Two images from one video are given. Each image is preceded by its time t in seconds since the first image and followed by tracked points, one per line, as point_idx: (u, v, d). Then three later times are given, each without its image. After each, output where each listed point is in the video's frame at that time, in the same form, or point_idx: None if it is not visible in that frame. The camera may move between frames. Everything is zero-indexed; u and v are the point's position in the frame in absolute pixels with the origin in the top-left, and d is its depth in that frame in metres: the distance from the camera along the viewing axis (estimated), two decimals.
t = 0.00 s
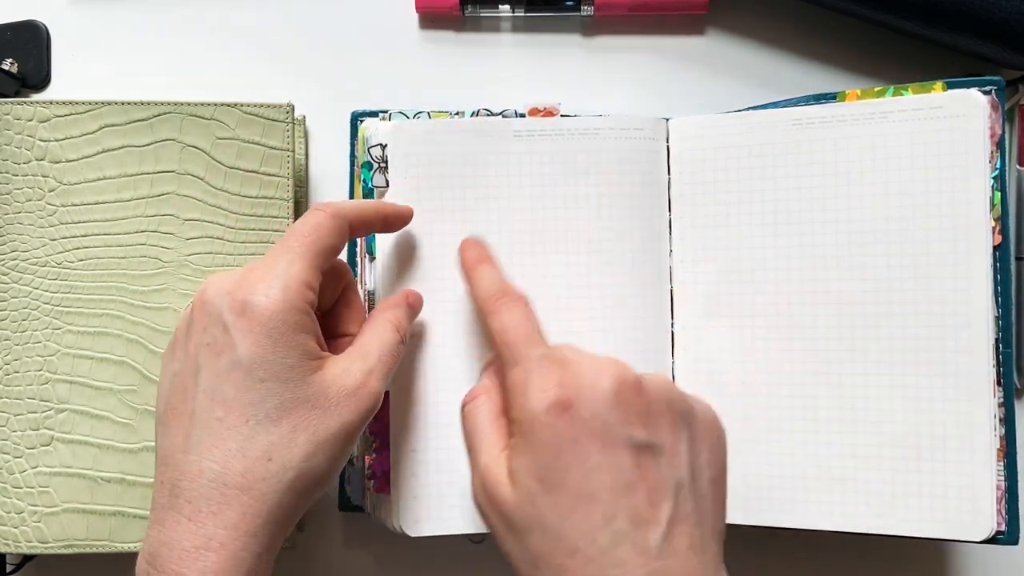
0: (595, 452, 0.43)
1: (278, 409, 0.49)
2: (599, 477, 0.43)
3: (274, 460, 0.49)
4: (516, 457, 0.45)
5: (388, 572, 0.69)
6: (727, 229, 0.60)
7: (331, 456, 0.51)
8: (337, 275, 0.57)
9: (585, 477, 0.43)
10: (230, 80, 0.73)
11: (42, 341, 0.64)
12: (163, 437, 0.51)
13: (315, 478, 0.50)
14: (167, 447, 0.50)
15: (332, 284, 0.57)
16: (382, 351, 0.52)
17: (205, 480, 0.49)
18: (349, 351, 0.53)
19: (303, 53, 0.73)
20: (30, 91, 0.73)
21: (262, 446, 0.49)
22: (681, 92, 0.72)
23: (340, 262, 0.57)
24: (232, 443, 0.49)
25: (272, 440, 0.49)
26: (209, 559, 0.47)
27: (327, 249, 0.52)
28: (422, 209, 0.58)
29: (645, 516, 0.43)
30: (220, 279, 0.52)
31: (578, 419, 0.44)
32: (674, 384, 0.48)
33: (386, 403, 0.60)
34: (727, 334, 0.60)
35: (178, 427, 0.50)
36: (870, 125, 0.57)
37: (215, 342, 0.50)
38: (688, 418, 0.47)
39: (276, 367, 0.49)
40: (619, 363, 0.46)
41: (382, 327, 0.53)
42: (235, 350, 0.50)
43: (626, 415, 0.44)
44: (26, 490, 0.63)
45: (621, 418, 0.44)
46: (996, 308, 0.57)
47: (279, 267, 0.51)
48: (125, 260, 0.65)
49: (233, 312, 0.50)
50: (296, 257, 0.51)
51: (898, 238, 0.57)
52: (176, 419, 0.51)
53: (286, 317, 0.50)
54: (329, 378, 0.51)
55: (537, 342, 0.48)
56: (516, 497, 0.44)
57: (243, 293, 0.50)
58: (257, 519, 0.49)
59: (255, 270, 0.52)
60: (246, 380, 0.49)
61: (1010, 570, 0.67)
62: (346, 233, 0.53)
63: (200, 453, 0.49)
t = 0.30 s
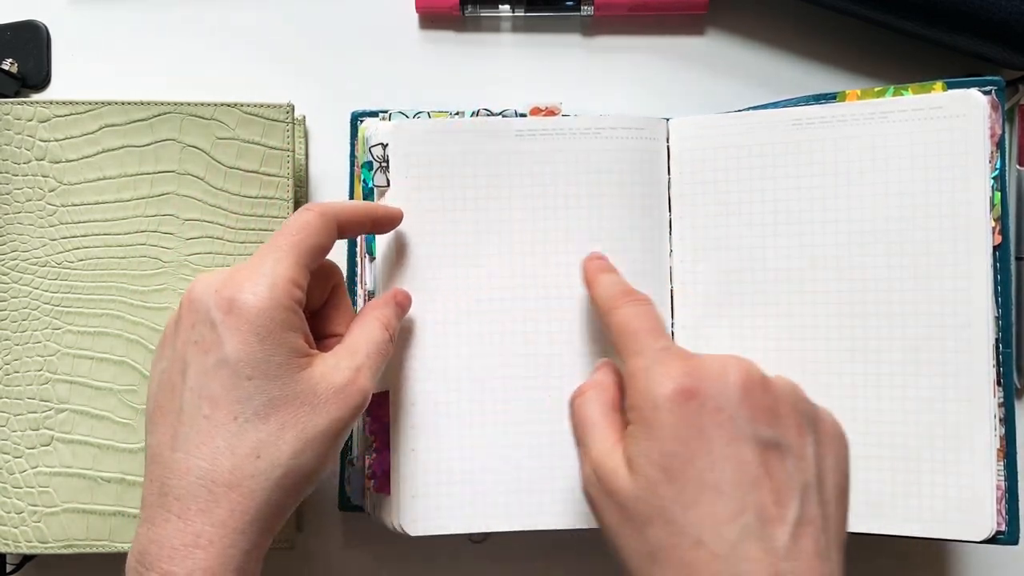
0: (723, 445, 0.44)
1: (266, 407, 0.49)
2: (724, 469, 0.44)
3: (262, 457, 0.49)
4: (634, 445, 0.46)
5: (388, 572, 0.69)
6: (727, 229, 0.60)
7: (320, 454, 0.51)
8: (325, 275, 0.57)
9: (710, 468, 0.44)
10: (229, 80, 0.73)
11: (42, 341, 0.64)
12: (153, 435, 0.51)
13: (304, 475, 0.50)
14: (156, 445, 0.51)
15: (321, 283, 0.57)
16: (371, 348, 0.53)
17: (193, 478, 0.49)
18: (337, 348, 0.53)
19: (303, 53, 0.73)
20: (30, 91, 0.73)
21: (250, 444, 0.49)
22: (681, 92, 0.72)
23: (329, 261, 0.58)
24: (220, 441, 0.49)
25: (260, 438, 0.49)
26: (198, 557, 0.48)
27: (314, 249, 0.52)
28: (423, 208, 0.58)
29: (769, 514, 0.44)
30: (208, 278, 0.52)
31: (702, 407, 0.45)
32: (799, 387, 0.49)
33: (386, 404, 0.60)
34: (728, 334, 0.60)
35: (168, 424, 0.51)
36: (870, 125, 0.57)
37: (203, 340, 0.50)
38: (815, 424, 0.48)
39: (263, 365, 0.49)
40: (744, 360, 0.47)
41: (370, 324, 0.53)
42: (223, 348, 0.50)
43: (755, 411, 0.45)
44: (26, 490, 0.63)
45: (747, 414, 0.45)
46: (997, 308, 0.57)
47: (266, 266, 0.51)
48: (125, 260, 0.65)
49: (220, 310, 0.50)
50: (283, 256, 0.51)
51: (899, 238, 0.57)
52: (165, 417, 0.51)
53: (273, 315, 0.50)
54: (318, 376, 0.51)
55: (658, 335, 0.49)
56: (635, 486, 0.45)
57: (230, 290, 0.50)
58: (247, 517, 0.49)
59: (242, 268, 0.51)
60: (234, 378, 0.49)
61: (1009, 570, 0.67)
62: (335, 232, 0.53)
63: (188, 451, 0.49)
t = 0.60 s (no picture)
0: (605, 539, 0.41)
1: (271, 403, 0.49)
2: (611, 566, 0.40)
3: (266, 452, 0.49)
4: (528, 558, 0.42)
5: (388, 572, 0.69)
6: (727, 230, 0.60)
7: (324, 449, 0.51)
8: (329, 276, 0.57)
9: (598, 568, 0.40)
10: (229, 80, 0.73)
11: (42, 341, 0.64)
12: (156, 430, 0.51)
13: (308, 470, 0.50)
14: (160, 440, 0.51)
15: (325, 284, 0.57)
16: (376, 347, 0.52)
17: (197, 472, 0.49)
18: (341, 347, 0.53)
19: (303, 53, 0.73)
20: (31, 91, 0.73)
21: (255, 439, 0.49)
22: (681, 92, 0.72)
23: (334, 264, 0.58)
24: (225, 436, 0.49)
25: (265, 434, 0.49)
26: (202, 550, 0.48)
27: (321, 249, 0.52)
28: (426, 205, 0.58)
29: None
30: (214, 274, 0.52)
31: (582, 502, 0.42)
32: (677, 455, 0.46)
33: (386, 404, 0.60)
34: (726, 335, 0.60)
35: (172, 420, 0.51)
36: (870, 125, 0.57)
37: (208, 336, 0.50)
38: (698, 490, 0.45)
39: (268, 361, 0.49)
40: (614, 443, 0.45)
41: (376, 324, 0.53)
42: (228, 344, 0.50)
43: (630, 492, 0.42)
44: (26, 490, 0.63)
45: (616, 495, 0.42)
46: (996, 308, 0.57)
47: (272, 264, 0.51)
48: (125, 260, 0.65)
49: (225, 306, 0.50)
50: (289, 254, 0.51)
51: (898, 238, 0.57)
52: (169, 412, 0.51)
53: (279, 312, 0.50)
54: (322, 373, 0.51)
55: (528, 435, 0.47)
56: None
57: (236, 287, 0.50)
58: (251, 511, 0.49)
59: (249, 266, 0.52)
60: (239, 374, 0.49)
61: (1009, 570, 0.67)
62: (342, 234, 0.53)
63: (192, 445, 0.49)
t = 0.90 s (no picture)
0: (738, 522, 0.39)
1: (267, 400, 0.49)
2: (742, 550, 0.38)
3: (260, 449, 0.49)
4: (652, 539, 0.40)
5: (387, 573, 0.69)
6: (728, 229, 0.60)
7: (318, 448, 0.51)
8: (326, 279, 0.56)
9: (726, 551, 0.38)
10: (229, 80, 0.73)
11: (42, 341, 0.64)
12: (151, 424, 0.51)
13: (302, 467, 0.50)
14: (154, 434, 0.51)
15: (321, 289, 0.56)
16: (371, 350, 0.52)
17: (190, 466, 0.49)
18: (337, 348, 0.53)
19: (303, 53, 0.73)
20: (31, 91, 0.73)
21: (249, 434, 0.49)
22: (682, 91, 0.72)
23: (330, 269, 0.57)
24: (219, 431, 0.49)
25: (259, 430, 0.49)
26: (192, 544, 0.47)
27: (321, 252, 0.52)
28: (427, 203, 0.58)
29: None
30: (212, 273, 0.53)
31: (716, 483, 0.40)
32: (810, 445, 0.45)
33: (386, 403, 0.61)
34: (727, 335, 0.60)
35: (167, 414, 0.51)
36: (870, 125, 0.57)
37: (206, 332, 0.51)
38: (828, 481, 0.44)
39: (265, 358, 0.49)
40: (744, 427, 0.43)
41: (371, 327, 0.53)
42: (225, 340, 0.50)
43: (764, 478, 0.41)
44: (26, 490, 0.63)
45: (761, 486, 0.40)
46: (996, 308, 0.57)
47: (271, 263, 0.51)
48: (125, 260, 0.65)
49: (223, 302, 0.50)
50: (289, 255, 0.51)
51: (899, 238, 0.57)
52: (165, 406, 0.51)
53: (277, 311, 0.50)
54: (317, 373, 0.51)
55: (653, 415, 0.44)
56: None
57: (235, 284, 0.50)
58: (244, 507, 0.49)
59: (247, 265, 0.52)
60: (235, 370, 0.49)
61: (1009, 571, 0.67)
62: (343, 239, 0.53)
63: (186, 440, 0.49)
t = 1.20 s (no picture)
0: (778, 480, 0.44)
1: (268, 399, 0.49)
2: (783, 504, 0.44)
3: (261, 448, 0.49)
4: (693, 492, 0.46)
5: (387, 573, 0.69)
6: (728, 229, 0.60)
7: (319, 448, 0.51)
8: (325, 278, 0.56)
9: (768, 504, 0.43)
10: (229, 80, 0.73)
11: (43, 341, 0.64)
12: (152, 424, 0.51)
13: (303, 467, 0.50)
14: (156, 434, 0.51)
15: (321, 289, 0.56)
16: (371, 350, 0.52)
17: (192, 466, 0.49)
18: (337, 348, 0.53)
19: (303, 53, 0.73)
20: (31, 91, 0.73)
21: (251, 434, 0.49)
22: (682, 91, 0.72)
23: (330, 268, 0.57)
24: (221, 430, 0.49)
25: (260, 429, 0.49)
26: (195, 544, 0.47)
27: (321, 251, 0.52)
28: (425, 204, 0.58)
29: (834, 544, 0.43)
30: (213, 272, 0.53)
31: (753, 447, 0.45)
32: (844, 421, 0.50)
33: (387, 403, 0.61)
34: (728, 335, 0.60)
35: (169, 414, 0.51)
36: (870, 125, 0.57)
37: (207, 331, 0.51)
38: (864, 452, 0.48)
39: (266, 358, 0.49)
40: (785, 401, 0.48)
41: (371, 327, 0.53)
42: (226, 340, 0.50)
43: (802, 445, 0.46)
44: (26, 490, 0.63)
45: (800, 450, 0.46)
46: (996, 309, 0.57)
47: (272, 263, 0.51)
48: (125, 260, 0.65)
49: (224, 302, 0.50)
50: (289, 254, 0.51)
51: (899, 237, 0.57)
52: (167, 406, 0.51)
53: (278, 310, 0.50)
54: (318, 372, 0.51)
55: (695, 391, 0.50)
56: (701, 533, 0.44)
57: (235, 283, 0.50)
58: (246, 506, 0.49)
59: (247, 264, 0.52)
60: (236, 370, 0.49)
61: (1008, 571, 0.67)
62: (343, 238, 0.53)
63: (188, 439, 0.49)
